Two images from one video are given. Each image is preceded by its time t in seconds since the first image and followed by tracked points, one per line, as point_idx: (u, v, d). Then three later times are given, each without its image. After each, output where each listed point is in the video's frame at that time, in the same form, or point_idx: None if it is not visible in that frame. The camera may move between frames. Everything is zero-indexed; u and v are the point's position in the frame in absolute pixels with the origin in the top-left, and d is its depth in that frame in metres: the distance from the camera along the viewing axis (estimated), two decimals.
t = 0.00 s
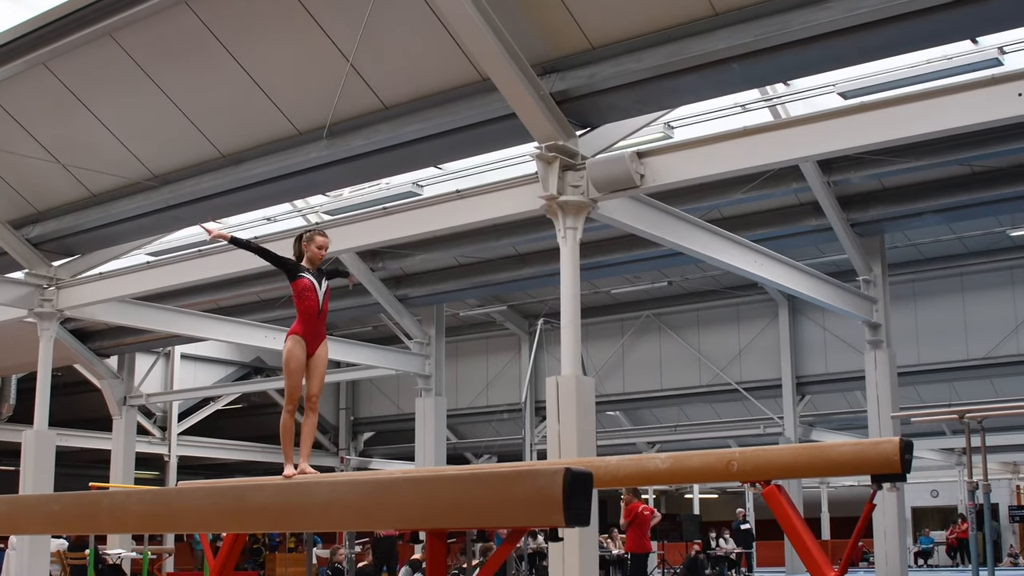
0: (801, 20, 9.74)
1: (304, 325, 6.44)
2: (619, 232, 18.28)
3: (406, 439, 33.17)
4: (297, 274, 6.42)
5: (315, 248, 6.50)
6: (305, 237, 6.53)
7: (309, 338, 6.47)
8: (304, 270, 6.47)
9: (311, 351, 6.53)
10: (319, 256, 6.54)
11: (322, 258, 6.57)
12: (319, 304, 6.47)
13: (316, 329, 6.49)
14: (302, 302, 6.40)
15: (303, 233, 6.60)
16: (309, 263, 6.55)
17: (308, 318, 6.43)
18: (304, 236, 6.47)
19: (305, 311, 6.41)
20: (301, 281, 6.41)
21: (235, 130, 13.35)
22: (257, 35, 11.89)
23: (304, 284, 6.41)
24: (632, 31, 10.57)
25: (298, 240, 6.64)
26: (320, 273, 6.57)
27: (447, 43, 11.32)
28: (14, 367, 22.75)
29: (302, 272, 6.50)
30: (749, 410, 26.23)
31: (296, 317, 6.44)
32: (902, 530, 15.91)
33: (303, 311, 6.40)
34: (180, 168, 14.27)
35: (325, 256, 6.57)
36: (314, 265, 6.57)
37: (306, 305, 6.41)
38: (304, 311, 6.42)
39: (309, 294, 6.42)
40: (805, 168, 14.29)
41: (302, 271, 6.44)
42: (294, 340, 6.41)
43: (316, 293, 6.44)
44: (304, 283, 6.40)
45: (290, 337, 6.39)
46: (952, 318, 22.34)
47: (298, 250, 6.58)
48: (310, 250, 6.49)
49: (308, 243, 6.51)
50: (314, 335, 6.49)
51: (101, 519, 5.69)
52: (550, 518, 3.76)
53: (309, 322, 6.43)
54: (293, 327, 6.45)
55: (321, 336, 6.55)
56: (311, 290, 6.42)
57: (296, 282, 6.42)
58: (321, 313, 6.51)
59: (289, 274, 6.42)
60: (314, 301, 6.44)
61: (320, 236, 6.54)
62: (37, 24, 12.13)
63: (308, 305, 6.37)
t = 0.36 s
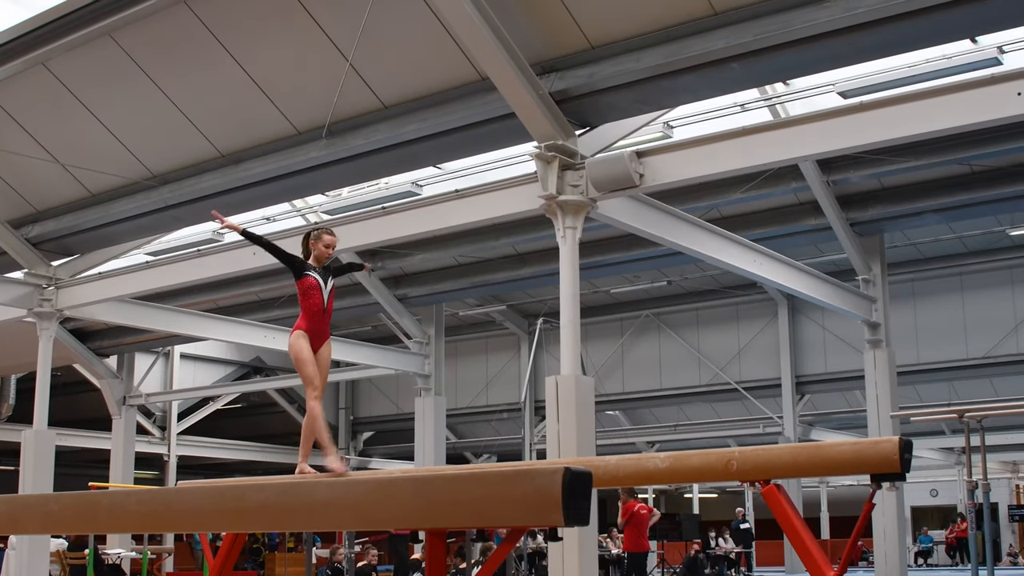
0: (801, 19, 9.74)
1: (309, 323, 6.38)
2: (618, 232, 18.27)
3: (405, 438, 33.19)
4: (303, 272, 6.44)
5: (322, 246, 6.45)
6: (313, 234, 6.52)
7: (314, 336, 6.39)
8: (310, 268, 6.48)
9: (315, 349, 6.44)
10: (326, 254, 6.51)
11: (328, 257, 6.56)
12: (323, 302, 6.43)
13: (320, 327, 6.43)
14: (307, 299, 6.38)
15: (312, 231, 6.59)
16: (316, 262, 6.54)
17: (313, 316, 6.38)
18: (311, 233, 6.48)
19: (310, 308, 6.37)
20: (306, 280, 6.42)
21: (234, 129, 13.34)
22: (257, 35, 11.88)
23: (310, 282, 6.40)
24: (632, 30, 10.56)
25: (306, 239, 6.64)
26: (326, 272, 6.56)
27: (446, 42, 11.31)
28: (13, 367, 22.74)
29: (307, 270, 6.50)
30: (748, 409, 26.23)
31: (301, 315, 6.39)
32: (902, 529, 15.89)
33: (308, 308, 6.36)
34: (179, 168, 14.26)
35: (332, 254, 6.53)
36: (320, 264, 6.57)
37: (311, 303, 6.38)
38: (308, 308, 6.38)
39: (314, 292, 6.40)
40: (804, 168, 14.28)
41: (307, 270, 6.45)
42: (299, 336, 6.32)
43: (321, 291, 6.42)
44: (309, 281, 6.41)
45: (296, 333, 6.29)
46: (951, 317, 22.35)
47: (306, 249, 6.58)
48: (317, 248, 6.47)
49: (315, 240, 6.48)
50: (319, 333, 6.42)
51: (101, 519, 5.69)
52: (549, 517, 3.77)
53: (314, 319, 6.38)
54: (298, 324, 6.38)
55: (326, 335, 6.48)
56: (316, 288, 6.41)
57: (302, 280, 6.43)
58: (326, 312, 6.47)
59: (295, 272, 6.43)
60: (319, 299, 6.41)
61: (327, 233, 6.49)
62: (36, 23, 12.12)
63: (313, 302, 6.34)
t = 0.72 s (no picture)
0: (801, 17, 9.73)
1: (322, 322, 6.42)
2: (618, 230, 18.28)
3: (406, 437, 33.18)
4: (314, 272, 6.44)
5: (334, 245, 6.41)
6: (324, 233, 6.46)
7: (326, 334, 6.45)
8: (322, 267, 6.48)
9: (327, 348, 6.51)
10: (338, 253, 6.47)
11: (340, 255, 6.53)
12: (335, 302, 6.47)
13: (332, 326, 6.48)
14: (320, 299, 6.42)
15: (323, 229, 6.53)
16: (327, 260, 6.50)
17: (324, 316, 6.43)
18: (324, 232, 6.43)
19: (322, 309, 6.41)
20: (318, 280, 6.42)
21: (234, 128, 13.34)
22: (257, 33, 11.88)
23: (321, 282, 6.42)
24: (631, 28, 10.55)
25: (316, 236, 6.58)
26: (338, 271, 6.56)
27: (446, 41, 11.31)
28: (14, 366, 22.74)
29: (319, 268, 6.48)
30: (749, 408, 26.23)
31: (313, 315, 6.43)
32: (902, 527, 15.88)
33: (319, 309, 6.41)
34: (180, 166, 14.27)
35: (344, 253, 6.49)
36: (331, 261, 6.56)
37: (323, 303, 6.42)
38: (321, 308, 6.43)
39: (325, 292, 6.43)
40: (804, 166, 14.27)
41: (319, 270, 6.45)
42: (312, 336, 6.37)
43: (332, 292, 6.45)
44: (320, 281, 6.42)
45: (309, 333, 6.33)
46: (951, 315, 22.34)
47: (317, 247, 6.54)
48: (330, 247, 6.43)
49: (327, 239, 6.43)
50: (331, 333, 6.48)
51: (100, 518, 5.70)
52: (549, 515, 3.77)
53: (326, 319, 6.43)
54: (310, 324, 6.42)
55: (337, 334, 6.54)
56: (327, 288, 6.43)
57: (313, 280, 6.43)
58: (336, 311, 6.51)
59: (306, 271, 6.43)
60: (330, 299, 6.44)
61: (339, 232, 6.44)
62: (35, 22, 12.12)
63: (325, 303, 6.37)
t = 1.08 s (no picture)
0: (801, 15, 9.71)
1: (348, 313, 6.38)
2: (619, 228, 18.28)
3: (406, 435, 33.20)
4: (337, 263, 6.42)
5: (355, 236, 6.45)
6: (346, 225, 6.49)
7: (353, 327, 6.41)
8: (345, 259, 6.45)
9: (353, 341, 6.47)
10: (360, 245, 6.50)
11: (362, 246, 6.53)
12: (359, 293, 6.45)
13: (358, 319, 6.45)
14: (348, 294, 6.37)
15: (344, 222, 6.56)
16: (349, 252, 6.50)
17: (351, 307, 6.39)
18: (346, 223, 6.45)
19: (347, 300, 6.38)
20: (341, 271, 6.40)
21: (235, 125, 13.34)
22: (258, 31, 11.87)
23: (344, 274, 6.39)
24: (632, 26, 10.54)
25: (338, 229, 6.61)
26: (360, 263, 6.54)
27: (447, 38, 11.30)
28: (14, 364, 22.76)
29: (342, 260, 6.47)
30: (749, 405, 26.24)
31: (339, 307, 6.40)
32: (902, 524, 15.86)
33: (344, 301, 6.38)
34: (180, 164, 14.27)
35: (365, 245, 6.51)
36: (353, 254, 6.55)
37: (347, 295, 6.39)
38: (346, 300, 6.39)
39: (349, 283, 6.40)
40: (805, 164, 14.25)
41: (341, 261, 6.43)
42: (338, 328, 6.31)
43: (356, 282, 6.42)
44: (343, 273, 6.39)
45: (335, 326, 6.28)
46: (952, 313, 22.34)
47: (340, 239, 6.54)
48: (351, 239, 6.46)
49: (349, 231, 6.47)
50: (357, 325, 6.44)
51: (101, 515, 5.69)
52: (551, 513, 3.76)
53: (352, 310, 6.39)
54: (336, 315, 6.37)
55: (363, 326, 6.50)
56: (351, 279, 6.40)
57: (336, 272, 6.41)
58: (362, 303, 6.49)
59: (329, 264, 6.41)
60: (354, 290, 6.42)
61: (361, 223, 6.49)
62: (36, 20, 12.11)
63: (350, 294, 6.34)
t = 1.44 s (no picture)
0: (800, 10, 9.68)
1: (358, 307, 6.31)
2: (617, 224, 18.28)
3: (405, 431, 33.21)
4: (348, 256, 6.33)
5: (368, 229, 6.39)
6: (358, 217, 6.44)
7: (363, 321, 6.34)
8: (356, 251, 6.37)
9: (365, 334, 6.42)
10: (372, 238, 6.44)
11: (374, 239, 6.48)
12: (370, 287, 6.37)
13: (367, 312, 6.38)
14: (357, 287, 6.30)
15: (356, 214, 6.52)
16: (360, 245, 6.43)
17: (361, 301, 6.32)
18: (358, 215, 6.40)
19: (357, 293, 6.31)
20: (352, 264, 6.33)
21: (233, 122, 13.33)
22: (256, 27, 11.84)
23: (355, 267, 6.32)
24: (631, 22, 10.53)
25: (351, 221, 6.54)
26: (371, 255, 6.47)
27: (446, 34, 11.29)
28: (13, 360, 22.75)
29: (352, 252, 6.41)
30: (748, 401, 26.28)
31: (348, 300, 6.33)
32: (900, 520, 15.80)
33: (355, 294, 6.30)
34: (179, 160, 14.26)
35: (377, 238, 6.47)
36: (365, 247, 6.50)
37: (358, 288, 6.31)
38: (356, 293, 6.31)
39: (360, 276, 6.33)
40: (804, 160, 14.24)
41: (353, 253, 6.34)
42: (349, 321, 6.25)
43: (366, 276, 6.34)
44: (354, 266, 6.32)
45: (346, 319, 6.22)
46: (951, 309, 22.35)
47: (351, 231, 6.48)
48: (363, 231, 6.40)
49: (362, 223, 6.40)
50: (366, 318, 6.38)
51: (99, 511, 5.69)
52: (549, 509, 3.77)
53: (362, 304, 6.32)
54: (346, 309, 6.31)
55: (372, 321, 6.44)
56: (361, 273, 6.33)
57: (347, 265, 6.33)
58: (372, 297, 6.42)
59: (340, 256, 6.33)
60: (365, 284, 6.34)
61: (374, 216, 6.44)
62: (34, 16, 12.08)
63: (360, 287, 6.27)
